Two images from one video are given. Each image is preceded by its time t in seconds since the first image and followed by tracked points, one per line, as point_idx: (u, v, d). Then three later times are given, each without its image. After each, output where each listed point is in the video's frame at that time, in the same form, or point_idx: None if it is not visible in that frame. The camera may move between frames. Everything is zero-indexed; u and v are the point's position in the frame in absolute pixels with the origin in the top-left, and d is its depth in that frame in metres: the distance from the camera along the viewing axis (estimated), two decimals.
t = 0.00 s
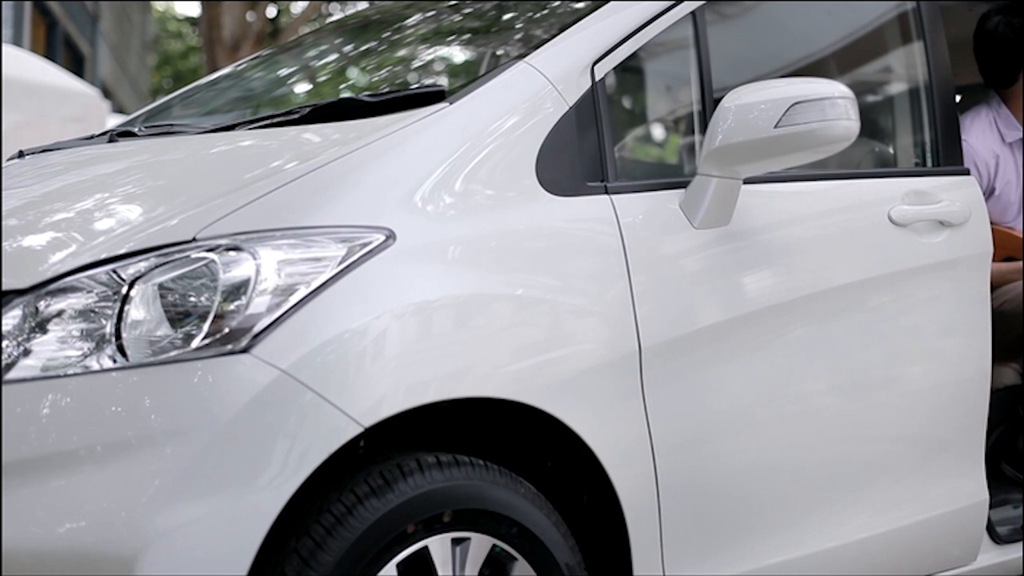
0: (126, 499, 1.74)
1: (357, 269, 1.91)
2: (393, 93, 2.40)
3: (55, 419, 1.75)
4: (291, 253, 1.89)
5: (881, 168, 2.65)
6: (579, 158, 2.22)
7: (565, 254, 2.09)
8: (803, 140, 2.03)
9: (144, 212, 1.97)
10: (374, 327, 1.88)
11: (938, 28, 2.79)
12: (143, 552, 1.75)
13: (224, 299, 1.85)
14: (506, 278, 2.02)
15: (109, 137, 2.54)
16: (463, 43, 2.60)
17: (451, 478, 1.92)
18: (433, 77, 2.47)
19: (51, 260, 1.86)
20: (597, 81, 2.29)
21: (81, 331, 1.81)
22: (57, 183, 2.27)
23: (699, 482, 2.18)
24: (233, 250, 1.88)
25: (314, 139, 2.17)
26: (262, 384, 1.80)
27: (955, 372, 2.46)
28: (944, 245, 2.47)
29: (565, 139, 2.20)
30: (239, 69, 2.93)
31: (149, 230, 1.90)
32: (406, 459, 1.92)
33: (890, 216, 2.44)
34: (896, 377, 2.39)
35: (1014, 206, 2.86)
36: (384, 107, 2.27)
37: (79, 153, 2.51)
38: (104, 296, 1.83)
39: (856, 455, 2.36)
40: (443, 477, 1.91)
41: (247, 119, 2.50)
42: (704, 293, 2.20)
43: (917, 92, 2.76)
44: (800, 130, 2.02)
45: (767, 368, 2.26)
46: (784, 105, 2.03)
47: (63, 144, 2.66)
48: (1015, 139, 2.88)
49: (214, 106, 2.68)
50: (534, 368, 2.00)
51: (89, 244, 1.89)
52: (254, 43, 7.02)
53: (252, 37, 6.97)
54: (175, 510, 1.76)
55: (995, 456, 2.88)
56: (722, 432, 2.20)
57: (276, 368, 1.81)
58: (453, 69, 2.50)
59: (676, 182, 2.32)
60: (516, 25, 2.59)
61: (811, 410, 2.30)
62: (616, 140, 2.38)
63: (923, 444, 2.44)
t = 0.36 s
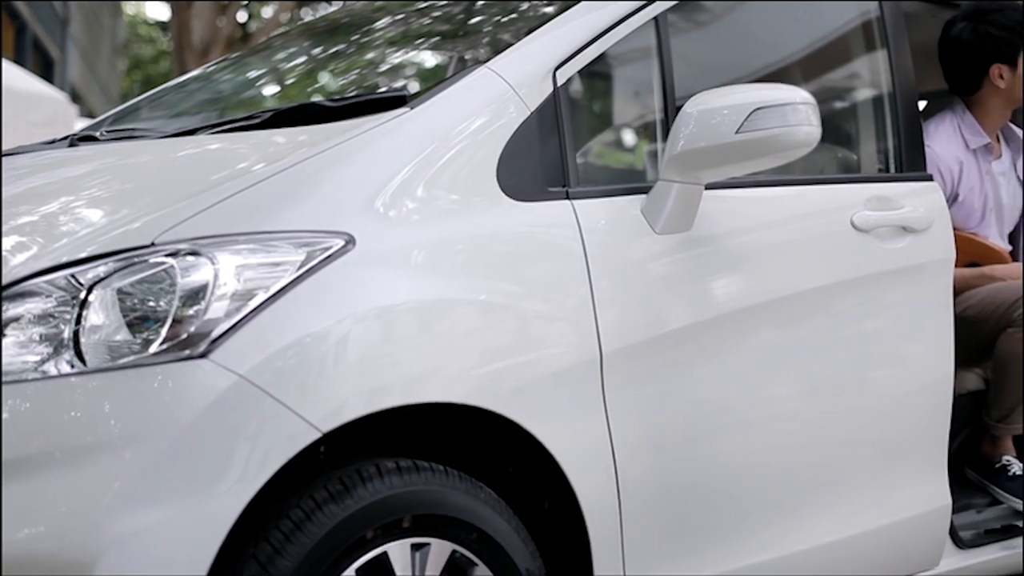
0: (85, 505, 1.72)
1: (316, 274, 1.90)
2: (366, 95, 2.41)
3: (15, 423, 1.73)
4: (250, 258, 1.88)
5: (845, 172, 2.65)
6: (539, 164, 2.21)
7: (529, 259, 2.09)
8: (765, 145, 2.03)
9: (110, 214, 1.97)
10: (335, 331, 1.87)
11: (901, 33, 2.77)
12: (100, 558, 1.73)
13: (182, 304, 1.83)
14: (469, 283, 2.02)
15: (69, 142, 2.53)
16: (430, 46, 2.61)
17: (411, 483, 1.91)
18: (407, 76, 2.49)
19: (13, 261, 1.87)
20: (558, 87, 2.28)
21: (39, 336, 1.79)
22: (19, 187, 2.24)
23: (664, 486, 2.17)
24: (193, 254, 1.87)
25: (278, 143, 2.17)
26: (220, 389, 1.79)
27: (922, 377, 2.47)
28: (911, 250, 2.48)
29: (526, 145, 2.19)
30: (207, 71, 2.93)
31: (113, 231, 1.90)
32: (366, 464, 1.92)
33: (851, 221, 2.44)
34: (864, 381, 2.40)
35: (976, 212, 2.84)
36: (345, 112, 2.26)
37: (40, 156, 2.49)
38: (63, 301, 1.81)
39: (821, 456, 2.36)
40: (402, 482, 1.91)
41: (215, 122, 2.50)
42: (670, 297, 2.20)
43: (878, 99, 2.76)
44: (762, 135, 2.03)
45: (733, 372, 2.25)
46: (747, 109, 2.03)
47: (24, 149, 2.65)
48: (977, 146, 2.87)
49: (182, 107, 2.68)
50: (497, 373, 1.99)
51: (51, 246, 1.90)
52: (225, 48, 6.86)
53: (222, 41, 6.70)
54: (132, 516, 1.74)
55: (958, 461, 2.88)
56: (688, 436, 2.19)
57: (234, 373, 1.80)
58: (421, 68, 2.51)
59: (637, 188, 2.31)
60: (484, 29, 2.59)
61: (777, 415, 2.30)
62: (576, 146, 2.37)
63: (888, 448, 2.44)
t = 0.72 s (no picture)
0: (40, 512, 1.71)
1: (275, 280, 1.89)
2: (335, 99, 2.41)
3: None
4: (208, 264, 1.87)
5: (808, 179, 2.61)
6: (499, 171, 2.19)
7: (494, 264, 2.08)
8: (727, 152, 2.03)
9: (75, 219, 1.95)
10: (295, 336, 1.87)
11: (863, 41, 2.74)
12: (55, 565, 1.73)
13: (139, 310, 1.81)
14: (431, 290, 2.01)
15: (28, 147, 2.51)
16: (398, 51, 2.61)
17: (369, 489, 1.91)
18: (376, 79, 2.49)
19: None
20: (520, 94, 2.27)
21: None
22: None
23: (629, 494, 2.17)
24: (151, 261, 1.85)
25: (241, 147, 2.16)
26: (176, 396, 1.78)
27: (887, 383, 2.48)
28: (877, 256, 2.49)
29: (486, 152, 2.17)
30: (175, 75, 2.93)
31: (77, 235, 1.89)
32: (324, 471, 1.91)
33: (814, 228, 2.43)
34: (831, 387, 2.40)
35: (939, 220, 2.81)
36: (305, 118, 2.24)
37: None
38: (21, 307, 1.79)
39: (787, 462, 2.36)
40: (360, 489, 1.90)
41: (181, 125, 2.50)
42: (635, 303, 2.19)
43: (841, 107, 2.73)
44: (723, 142, 2.03)
45: (699, 379, 2.25)
46: (708, 116, 2.03)
47: None
48: (940, 154, 2.86)
49: (149, 111, 2.68)
50: (460, 379, 1.99)
51: (12, 251, 1.86)
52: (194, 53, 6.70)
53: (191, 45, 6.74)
54: (87, 523, 1.73)
55: (921, 470, 2.89)
56: (653, 444, 2.19)
57: (191, 380, 1.79)
58: (388, 70, 2.51)
59: (597, 195, 2.29)
60: (452, 33, 2.59)
61: (743, 421, 2.31)
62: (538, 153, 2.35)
63: (854, 454, 2.45)
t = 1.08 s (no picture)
0: None
1: (237, 288, 1.88)
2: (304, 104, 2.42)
3: None
4: (169, 272, 1.86)
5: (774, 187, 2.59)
6: (461, 179, 2.16)
7: (463, 271, 2.07)
8: (690, 160, 2.04)
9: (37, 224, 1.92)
10: (258, 343, 1.86)
11: (830, 51, 2.69)
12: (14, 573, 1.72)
13: (101, 317, 1.80)
14: (398, 297, 1.99)
15: None
16: (368, 56, 2.61)
17: (332, 497, 1.90)
18: (347, 84, 2.49)
19: None
20: (484, 102, 2.23)
21: None
22: None
23: (597, 501, 2.16)
24: (113, 267, 1.84)
25: (206, 150, 2.15)
26: (137, 404, 1.77)
27: (860, 389, 2.47)
28: (845, 263, 2.48)
29: (448, 161, 2.14)
30: (145, 79, 2.93)
31: (40, 240, 1.87)
32: (286, 479, 1.91)
33: (779, 236, 2.42)
34: (803, 394, 2.40)
35: (905, 229, 2.79)
36: (271, 125, 2.22)
37: None
38: None
39: (756, 469, 2.37)
40: (322, 497, 1.89)
41: (150, 130, 2.49)
42: (606, 309, 2.18)
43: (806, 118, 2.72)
44: (686, 150, 2.03)
45: (669, 385, 2.25)
46: (672, 124, 2.04)
47: None
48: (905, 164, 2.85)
49: (119, 116, 2.67)
50: (427, 386, 1.98)
51: None
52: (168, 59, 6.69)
53: (161, 53, 6.67)
54: (47, 529, 1.73)
55: (887, 476, 2.84)
56: (621, 450, 2.18)
57: (152, 388, 1.78)
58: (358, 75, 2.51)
59: (561, 202, 2.26)
60: (423, 39, 2.60)
61: (712, 428, 2.30)
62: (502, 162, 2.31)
63: (825, 460, 2.45)
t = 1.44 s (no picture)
0: None
1: (203, 290, 1.85)
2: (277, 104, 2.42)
3: None
4: (135, 274, 1.82)
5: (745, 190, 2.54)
6: (428, 180, 2.13)
7: (435, 273, 2.05)
8: (659, 162, 2.04)
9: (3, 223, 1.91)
10: (226, 344, 1.84)
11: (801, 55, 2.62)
12: None
13: (66, 319, 1.76)
14: (368, 298, 1.98)
15: None
16: (340, 57, 2.61)
17: (298, 499, 1.90)
18: (320, 83, 2.48)
19: None
20: (453, 103, 2.19)
21: None
22: None
23: (569, 502, 2.15)
24: (77, 270, 1.80)
25: (175, 148, 2.13)
26: (101, 406, 1.74)
27: (837, 390, 2.46)
28: (812, 266, 2.45)
29: (415, 162, 2.11)
30: (120, 79, 2.93)
31: (6, 241, 1.84)
32: (252, 480, 1.90)
33: (749, 238, 2.40)
34: (781, 395, 2.40)
35: (876, 231, 2.72)
36: (240, 126, 2.20)
37: None
38: None
39: (731, 470, 2.36)
40: (289, 499, 1.89)
41: (123, 129, 2.48)
42: (580, 309, 2.17)
43: (777, 120, 2.66)
44: (655, 152, 2.03)
45: (644, 387, 2.24)
46: (642, 125, 2.04)
47: None
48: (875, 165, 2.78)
49: (93, 115, 2.67)
50: (398, 387, 1.96)
51: None
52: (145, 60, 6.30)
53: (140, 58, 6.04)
54: (10, 532, 1.71)
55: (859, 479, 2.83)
56: (594, 451, 2.17)
57: (117, 389, 1.75)
58: (331, 75, 2.51)
59: (529, 204, 2.24)
60: (396, 40, 2.60)
61: (687, 428, 2.29)
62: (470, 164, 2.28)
63: (800, 461, 2.44)
